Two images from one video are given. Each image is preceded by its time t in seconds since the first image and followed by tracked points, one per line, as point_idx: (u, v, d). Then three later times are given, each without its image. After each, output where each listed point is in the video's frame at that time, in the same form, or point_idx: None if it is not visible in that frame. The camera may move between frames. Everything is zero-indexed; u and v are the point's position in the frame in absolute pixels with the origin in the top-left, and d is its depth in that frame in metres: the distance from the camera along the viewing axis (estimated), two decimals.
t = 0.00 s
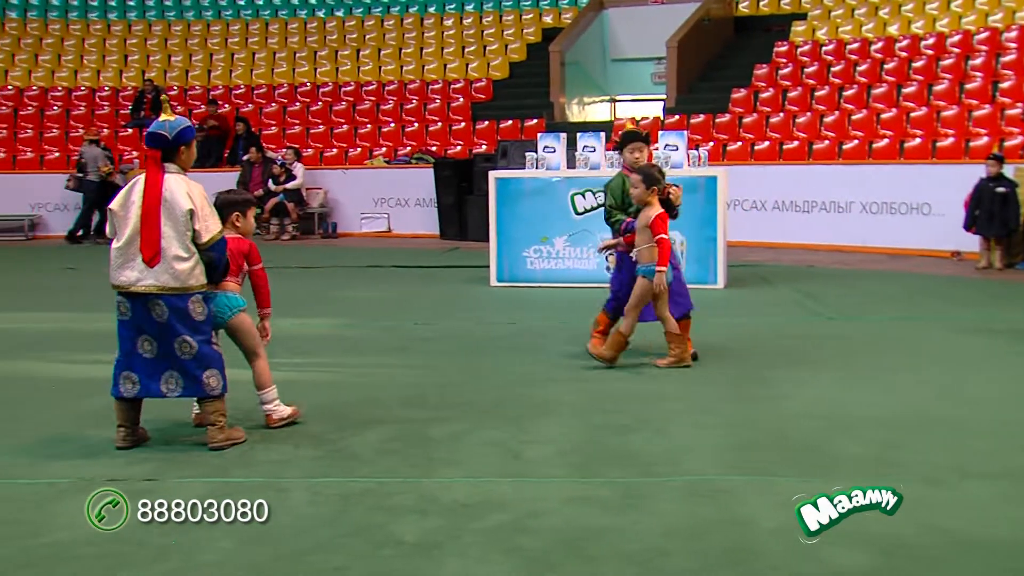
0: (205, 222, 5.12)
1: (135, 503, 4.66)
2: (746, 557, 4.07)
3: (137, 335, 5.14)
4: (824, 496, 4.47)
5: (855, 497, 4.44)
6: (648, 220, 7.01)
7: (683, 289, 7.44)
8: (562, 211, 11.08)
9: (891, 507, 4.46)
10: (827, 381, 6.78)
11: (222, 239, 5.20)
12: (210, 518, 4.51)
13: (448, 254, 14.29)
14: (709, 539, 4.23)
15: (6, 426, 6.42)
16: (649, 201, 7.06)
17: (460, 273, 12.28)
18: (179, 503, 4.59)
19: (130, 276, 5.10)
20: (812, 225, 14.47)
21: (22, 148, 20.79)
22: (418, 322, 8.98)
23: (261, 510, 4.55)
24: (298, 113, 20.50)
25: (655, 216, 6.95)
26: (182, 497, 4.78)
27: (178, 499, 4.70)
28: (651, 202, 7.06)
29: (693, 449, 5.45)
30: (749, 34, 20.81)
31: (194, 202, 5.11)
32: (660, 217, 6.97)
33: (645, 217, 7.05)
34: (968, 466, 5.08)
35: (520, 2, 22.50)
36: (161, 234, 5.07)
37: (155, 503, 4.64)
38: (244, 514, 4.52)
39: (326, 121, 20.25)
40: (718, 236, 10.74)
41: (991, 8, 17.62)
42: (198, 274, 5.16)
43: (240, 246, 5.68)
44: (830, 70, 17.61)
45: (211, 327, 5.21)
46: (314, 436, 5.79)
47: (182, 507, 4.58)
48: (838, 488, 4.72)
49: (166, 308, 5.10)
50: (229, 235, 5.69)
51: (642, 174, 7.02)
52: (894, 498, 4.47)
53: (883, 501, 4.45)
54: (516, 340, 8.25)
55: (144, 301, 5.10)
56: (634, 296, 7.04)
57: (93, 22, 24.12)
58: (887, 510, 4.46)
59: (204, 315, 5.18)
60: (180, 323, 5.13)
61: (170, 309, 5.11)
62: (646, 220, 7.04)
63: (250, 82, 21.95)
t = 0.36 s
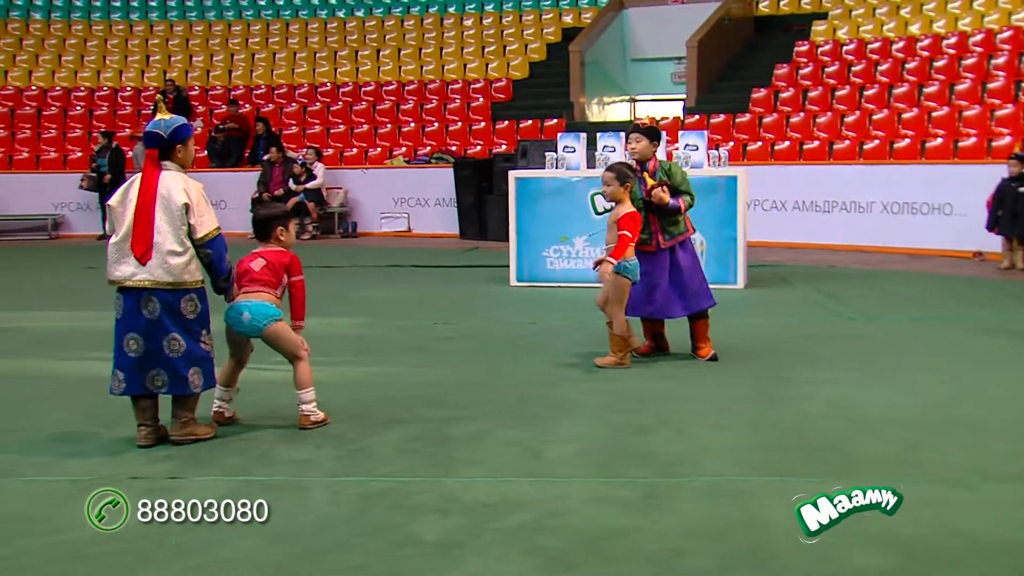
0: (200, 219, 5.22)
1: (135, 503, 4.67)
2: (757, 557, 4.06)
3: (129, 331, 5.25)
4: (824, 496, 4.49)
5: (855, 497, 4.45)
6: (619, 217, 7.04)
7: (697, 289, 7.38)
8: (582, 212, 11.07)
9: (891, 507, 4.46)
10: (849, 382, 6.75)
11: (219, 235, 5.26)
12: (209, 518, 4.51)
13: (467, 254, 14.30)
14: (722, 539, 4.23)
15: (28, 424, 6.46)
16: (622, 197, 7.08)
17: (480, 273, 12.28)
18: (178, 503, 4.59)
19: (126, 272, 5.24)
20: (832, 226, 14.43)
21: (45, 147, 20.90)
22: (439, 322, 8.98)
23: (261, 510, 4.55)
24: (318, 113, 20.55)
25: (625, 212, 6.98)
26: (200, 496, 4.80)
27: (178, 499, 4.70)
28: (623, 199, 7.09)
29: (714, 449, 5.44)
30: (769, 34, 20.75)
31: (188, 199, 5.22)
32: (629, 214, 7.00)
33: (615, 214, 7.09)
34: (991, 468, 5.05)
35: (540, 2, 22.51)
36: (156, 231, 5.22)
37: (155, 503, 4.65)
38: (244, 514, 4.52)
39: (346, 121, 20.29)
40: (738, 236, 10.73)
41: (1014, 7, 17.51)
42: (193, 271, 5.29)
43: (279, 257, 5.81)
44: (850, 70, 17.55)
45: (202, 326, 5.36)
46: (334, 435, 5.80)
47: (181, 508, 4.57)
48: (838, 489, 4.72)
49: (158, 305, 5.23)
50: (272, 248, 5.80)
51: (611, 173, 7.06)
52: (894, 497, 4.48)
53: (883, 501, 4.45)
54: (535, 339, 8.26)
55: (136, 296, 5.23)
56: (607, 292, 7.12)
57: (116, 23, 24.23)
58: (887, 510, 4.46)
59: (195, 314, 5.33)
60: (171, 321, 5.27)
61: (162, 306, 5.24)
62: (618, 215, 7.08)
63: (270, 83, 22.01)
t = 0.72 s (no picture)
0: (216, 222, 5.23)
1: (135, 503, 4.66)
2: (765, 557, 4.06)
3: (141, 328, 5.31)
4: (824, 496, 4.49)
5: (855, 497, 4.46)
6: (593, 218, 7.38)
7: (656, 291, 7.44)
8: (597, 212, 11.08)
9: (891, 507, 4.47)
10: (864, 382, 6.74)
11: (236, 240, 5.28)
12: (210, 518, 4.51)
13: (482, 253, 14.29)
14: (729, 539, 4.23)
15: (43, 422, 6.48)
16: (590, 200, 7.43)
17: (495, 272, 12.28)
18: (178, 503, 4.59)
19: (142, 267, 5.30)
20: (848, 226, 14.39)
21: (62, 147, 20.95)
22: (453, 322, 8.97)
23: (261, 510, 4.56)
24: (333, 112, 20.56)
25: (596, 213, 7.32)
26: (210, 494, 4.82)
27: (177, 499, 4.71)
28: (593, 202, 7.43)
29: (728, 450, 5.43)
30: (784, 33, 20.69)
31: (208, 200, 5.23)
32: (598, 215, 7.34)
33: (587, 215, 7.42)
34: (1007, 469, 5.03)
35: (554, 1, 22.51)
36: (175, 229, 5.25)
37: (155, 503, 4.65)
38: (244, 515, 4.52)
39: (361, 121, 20.31)
40: (754, 235, 10.69)
41: None
42: (207, 271, 5.30)
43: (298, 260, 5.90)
44: (866, 69, 17.50)
45: (213, 328, 5.38)
46: (348, 435, 5.81)
47: (181, 508, 4.57)
48: (837, 488, 4.73)
49: (169, 303, 5.27)
50: (293, 251, 5.91)
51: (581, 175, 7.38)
52: (894, 498, 4.49)
53: (883, 501, 4.46)
54: (550, 339, 8.25)
55: (149, 293, 5.28)
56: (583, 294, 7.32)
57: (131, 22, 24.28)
58: (886, 510, 4.47)
59: (206, 315, 5.34)
60: (181, 320, 5.29)
61: (173, 304, 5.27)
62: (589, 217, 7.40)
63: (286, 82, 22.05)
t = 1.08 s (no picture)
0: (208, 221, 5.39)
1: (135, 503, 4.67)
2: (769, 557, 4.07)
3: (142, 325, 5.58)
4: (824, 496, 4.51)
5: (855, 498, 4.48)
6: (567, 219, 7.44)
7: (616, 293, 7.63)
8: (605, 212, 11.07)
9: (891, 507, 4.48)
10: (872, 383, 6.73)
11: (230, 241, 5.42)
12: (210, 518, 4.52)
13: (490, 253, 14.28)
14: (734, 538, 4.24)
15: (52, 422, 6.50)
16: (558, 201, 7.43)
17: (503, 272, 12.28)
18: (179, 503, 4.60)
19: (143, 266, 5.54)
20: (856, 226, 14.36)
21: (71, 147, 20.96)
22: (460, 322, 8.98)
23: (261, 510, 4.56)
24: (342, 113, 20.57)
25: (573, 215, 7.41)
26: (216, 494, 4.83)
27: (178, 499, 4.72)
28: (564, 202, 7.47)
29: (736, 450, 5.43)
30: (793, 33, 20.69)
31: (202, 201, 5.41)
32: (575, 217, 7.44)
33: (561, 216, 7.47)
34: (1016, 470, 5.02)
35: (563, 2, 22.50)
36: (173, 229, 5.47)
37: (155, 503, 4.66)
38: (244, 515, 4.53)
39: (370, 121, 20.31)
40: (763, 236, 10.68)
41: None
42: (201, 270, 5.48)
43: (307, 262, 5.94)
44: (874, 70, 17.47)
45: (206, 327, 5.56)
46: (356, 435, 5.83)
47: (181, 507, 4.58)
48: (838, 489, 4.75)
49: (161, 302, 5.49)
50: (301, 253, 5.94)
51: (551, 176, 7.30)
52: (894, 498, 4.51)
53: (883, 501, 4.48)
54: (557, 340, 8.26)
55: (147, 292, 5.53)
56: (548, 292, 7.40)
57: (140, 23, 24.32)
58: (886, 511, 4.49)
59: (199, 314, 5.53)
60: (174, 319, 5.51)
61: (165, 303, 5.49)
62: (562, 218, 7.45)
63: (294, 82, 22.07)
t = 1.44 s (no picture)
0: (217, 221, 5.42)
1: (135, 503, 4.68)
2: (775, 556, 4.07)
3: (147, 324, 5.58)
4: (824, 497, 4.54)
5: (855, 497, 4.51)
6: (537, 218, 7.45)
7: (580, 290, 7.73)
8: (615, 211, 11.07)
9: (892, 507, 4.50)
10: (882, 383, 6.71)
11: (238, 241, 5.45)
12: (210, 518, 4.53)
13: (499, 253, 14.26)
14: (739, 538, 4.25)
15: (61, 421, 6.51)
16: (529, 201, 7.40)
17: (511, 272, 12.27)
18: (179, 503, 4.61)
19: (147, 266, 5.53)
20: (866, 226, 14.34)
21: (82, 147, 21.00)
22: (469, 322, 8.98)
23: (261, 510, 4.57)
24: (350, 112, 20.57)
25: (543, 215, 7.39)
26: (224, 493, 4.84)
27: (177, 499, 4.72)
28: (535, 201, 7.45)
29: (746, 451, 5.42)
30: (801, 33, 20.67)
31: (209, 201, 5.44)
32: (545, 215, 7.43)
33: (531, 215, 7.47)
34: None
35: (571, 2, 22.49)
36: (178, 229, 5.48)
37: (155, 503, 4.66)
38: (244, 515, 4.54)
39: (378, 121, 20.31)
40: (772, 235, 10.67)
41: None
42: (208, 269, 5.49)
43: (310, 263, 5.99)
44: (884, 70, 17.43)
45: (212, 325, 5.57)
46: (365, 434, 5.84)
47: (181, 508, 4.59)
48: (838, 488, 4.76)
49: (167, 300, 5.49)
50: (304, 254, 6.00)
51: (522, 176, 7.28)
52: (894, 498, 4.54)
53: (883, 501, 4.51)
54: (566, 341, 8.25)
55: (152, 291, 5.53)
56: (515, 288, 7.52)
57: (150, 23, 24.38)
58: (886, 509, 4.51)
59: (205, 312, 5.54)
60: (180, 317, 5.51)
61: (171, 301, 5.49)
62: (532, 217, 7.45)
63: (303, 82, 22.08)
